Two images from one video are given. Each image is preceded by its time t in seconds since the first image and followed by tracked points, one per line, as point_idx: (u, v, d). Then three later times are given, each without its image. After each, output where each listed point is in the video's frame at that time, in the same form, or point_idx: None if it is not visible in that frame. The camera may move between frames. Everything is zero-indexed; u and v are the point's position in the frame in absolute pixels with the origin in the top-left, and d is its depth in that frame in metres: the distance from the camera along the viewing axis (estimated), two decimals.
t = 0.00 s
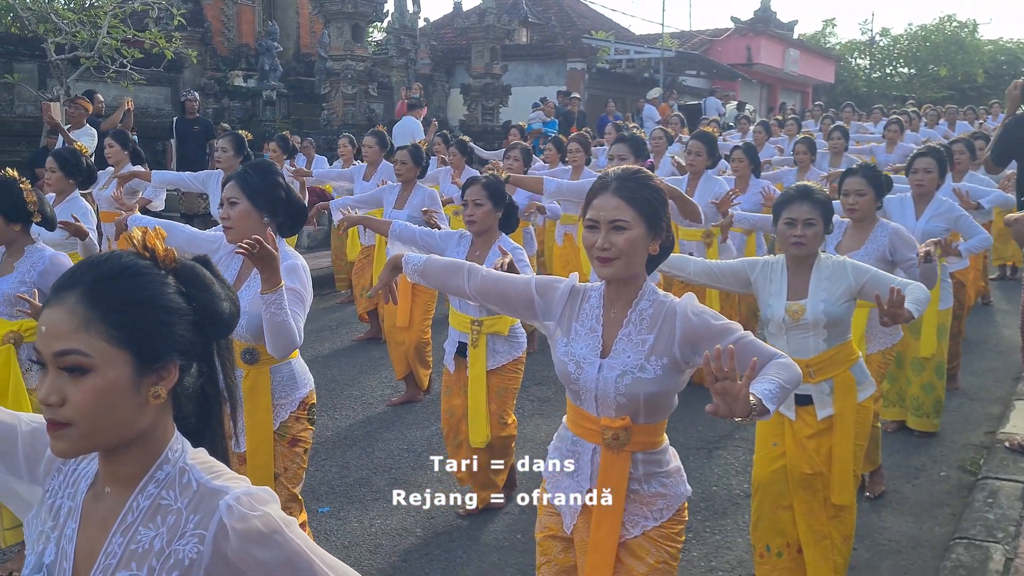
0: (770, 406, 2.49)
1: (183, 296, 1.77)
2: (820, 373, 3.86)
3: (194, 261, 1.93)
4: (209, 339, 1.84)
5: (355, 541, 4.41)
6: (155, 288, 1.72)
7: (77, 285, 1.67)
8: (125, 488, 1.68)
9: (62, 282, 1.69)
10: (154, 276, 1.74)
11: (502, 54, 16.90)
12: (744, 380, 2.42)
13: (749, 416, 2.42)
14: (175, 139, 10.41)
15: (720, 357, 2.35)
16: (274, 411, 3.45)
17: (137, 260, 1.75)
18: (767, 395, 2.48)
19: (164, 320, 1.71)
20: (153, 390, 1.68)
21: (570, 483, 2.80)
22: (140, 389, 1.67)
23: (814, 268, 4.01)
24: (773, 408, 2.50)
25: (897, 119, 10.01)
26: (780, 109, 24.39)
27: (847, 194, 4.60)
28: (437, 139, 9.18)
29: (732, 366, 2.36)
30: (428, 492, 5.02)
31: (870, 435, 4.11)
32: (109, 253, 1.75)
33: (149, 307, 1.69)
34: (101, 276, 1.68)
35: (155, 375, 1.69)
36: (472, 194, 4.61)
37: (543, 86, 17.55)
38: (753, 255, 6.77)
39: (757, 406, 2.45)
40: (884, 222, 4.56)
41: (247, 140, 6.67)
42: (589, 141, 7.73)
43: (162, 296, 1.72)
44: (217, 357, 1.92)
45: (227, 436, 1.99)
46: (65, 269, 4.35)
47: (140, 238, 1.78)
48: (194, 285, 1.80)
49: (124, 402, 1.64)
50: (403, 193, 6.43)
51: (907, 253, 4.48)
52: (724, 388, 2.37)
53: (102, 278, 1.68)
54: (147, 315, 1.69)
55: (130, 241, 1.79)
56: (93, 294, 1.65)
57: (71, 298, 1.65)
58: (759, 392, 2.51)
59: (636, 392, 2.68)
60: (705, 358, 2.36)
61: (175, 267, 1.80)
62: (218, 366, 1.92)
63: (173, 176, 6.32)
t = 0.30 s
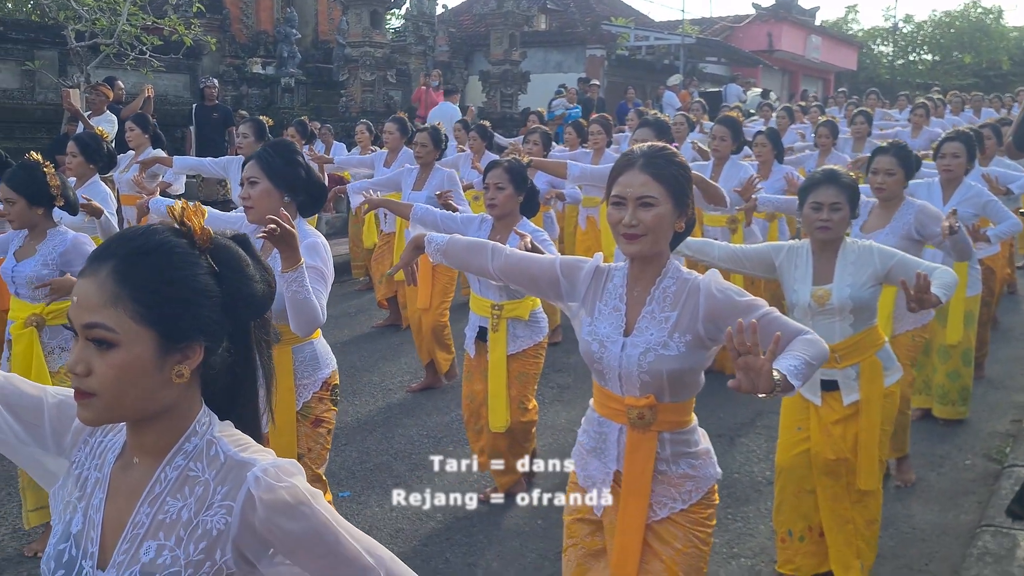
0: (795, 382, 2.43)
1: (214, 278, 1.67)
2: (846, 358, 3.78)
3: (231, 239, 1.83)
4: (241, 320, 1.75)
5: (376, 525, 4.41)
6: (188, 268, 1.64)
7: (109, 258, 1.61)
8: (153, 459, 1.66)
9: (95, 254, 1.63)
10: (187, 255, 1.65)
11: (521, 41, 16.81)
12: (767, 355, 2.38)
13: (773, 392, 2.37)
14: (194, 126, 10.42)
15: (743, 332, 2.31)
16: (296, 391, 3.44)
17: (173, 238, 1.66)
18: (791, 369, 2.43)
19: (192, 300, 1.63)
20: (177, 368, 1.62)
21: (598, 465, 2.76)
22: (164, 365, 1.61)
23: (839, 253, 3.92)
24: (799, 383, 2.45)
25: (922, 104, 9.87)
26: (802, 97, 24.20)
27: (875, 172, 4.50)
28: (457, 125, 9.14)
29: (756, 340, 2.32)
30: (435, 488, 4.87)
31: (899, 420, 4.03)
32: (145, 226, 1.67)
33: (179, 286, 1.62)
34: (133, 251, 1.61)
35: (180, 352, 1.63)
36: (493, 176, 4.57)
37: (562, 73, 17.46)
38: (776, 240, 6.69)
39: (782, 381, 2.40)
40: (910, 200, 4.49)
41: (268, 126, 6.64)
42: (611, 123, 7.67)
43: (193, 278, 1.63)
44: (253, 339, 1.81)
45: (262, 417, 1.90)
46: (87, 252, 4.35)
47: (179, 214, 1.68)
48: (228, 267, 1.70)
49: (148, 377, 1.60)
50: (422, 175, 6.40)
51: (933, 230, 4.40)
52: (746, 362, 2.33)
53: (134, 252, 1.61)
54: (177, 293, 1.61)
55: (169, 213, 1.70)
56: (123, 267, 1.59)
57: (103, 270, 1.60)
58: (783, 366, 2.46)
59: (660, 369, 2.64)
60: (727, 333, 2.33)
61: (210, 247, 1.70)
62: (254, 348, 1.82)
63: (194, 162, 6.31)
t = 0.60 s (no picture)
0: (825, 354, 2.41)
1: (253, 250, 1.68)
2: (877, 343, 3.73)
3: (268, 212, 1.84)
4: (278, 293, 1.75)
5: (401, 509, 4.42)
6: (227, 239, 1.64)
7: (150, 227, 1.62)
8: (192, 426, 1.67)
9: (135, 225, 1.64)
10: (225, 226, 1.65)
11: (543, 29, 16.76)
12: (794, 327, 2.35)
13: (802, 365, 2.35)
14: (218, 114, 10.47)
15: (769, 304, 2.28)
16: (325, 371, 3.45)
17: (213, 210, 1.67)
18: (820, 342, 2.41)
19: (230, 271, 1.63)
20: (215, 338, 1.63)
21: (631, 447, 2.76)
22: (202, 334, 1.62)
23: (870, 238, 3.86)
24: (829, 355, 2.42)
25: (951, 89, 9.74)
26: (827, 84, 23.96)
27: (908, 153, 4.47)
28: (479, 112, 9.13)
29: (781, 312, 2.30)
30: (459, 473, 4.88)
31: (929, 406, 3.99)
32: (185, 198, 1.68)
33: (217, 256, 1.62)
34: (173, 222, 1.62)
35: (217, 323, 1.63)
36: (519, 161, 4.56)
37: (584, 61, 17.38)
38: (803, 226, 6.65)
39: (810, 354, 2.37)
40: (942, 181, 4.46)
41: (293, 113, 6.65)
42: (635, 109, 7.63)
43: (231, 249, 1.64)
44: (289, 311, 1.82)
45: (297, 389, 1.91)
46: (116, 237, 4.39)
47: (219, 185, 1.68)
48: (266, 239, 1.71)
49: (187, 345, 1.60)
50: (446, 160, 6.41)
51: (965, 211, 4.36)
52: (773, 335, 2.31)
53: (174, 222, 1.62)
54: (216, 264, 1.62)
55: (208, 185, 1.70)
56: (164, 237, 1.60)
57: (144, 240, 1.60)
58: (812, 339, 2.44)
59: (687, 346, 2.62)
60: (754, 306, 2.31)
61: (249, 219, 1.70)
62: (290, 319, 1.82)
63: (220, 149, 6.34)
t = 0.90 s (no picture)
0: (860, 333, 2.37)
1: (297, 230, 1.67)
2: (913, 332, 3.65)
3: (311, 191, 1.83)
4: (320, 273, 1.74)
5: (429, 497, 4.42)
6: (272, 218, 1.63)
7: (196, 205, 1.61)
8: (236, 406, 1.66)
9: (180, 202, 1.63)
10: (269, 205, 1.64)
11: (567, 20, 16.68)
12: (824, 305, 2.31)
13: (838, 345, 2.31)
14: (244, 107, 10.51)
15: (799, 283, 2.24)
16: (355, 357, 3.45)
17: (257, 188, 1.65)
18: (855, 322, 2.37)
19: (274, 249, 1.63)
20: (260, 318, 1.62)
21: (670, 435, 2.73)
22: (248, 314, 1.61)
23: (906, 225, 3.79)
24: (864, 334, 2.38)
25: (985, 77, 9.59)
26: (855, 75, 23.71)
27: (944, 139, 4.36)
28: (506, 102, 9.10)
29: (812, 292, 2.26)
30: (487, 463, 4.87)
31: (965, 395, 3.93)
32: (231, 177, 1.67)
33: (262, 235, 1.61)
34: (220, 201, 1.61)
35: (262, 302, 1.62)
36: (548, 148, 4.53)
37: (609, 52, 17.29)
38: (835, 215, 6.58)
39: (844, 333, 2.33)
40: (978, 167, 4.40)
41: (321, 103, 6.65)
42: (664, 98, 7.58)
43: (276, 229, 1.63)
44: (330, 291, 1.81)
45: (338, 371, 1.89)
46: (147, 225, 4.41)
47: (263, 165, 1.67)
48: (310, 219, 1.69)
49: (233, 324, 1.59)
50: (475, 149, 6.39)
51: (1002, 197, 4.29)
52: (807, 314, 2.27)
53: (221, 201, 1.61)
54: (260, 242, 1.61)
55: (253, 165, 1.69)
56: (210, 216, 1.59)
57: (190, 219, 1.59)
58: (846, 319, 2.40)
59: (718, 328, 2.58)
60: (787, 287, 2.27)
61: (293, 198, 1.69)
62: (331, 300, 1.81)
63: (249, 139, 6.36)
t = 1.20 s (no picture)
0: (902, 314, 2.34)
1: (344, 205, 1.67)
2: (954, 318, 3.60)
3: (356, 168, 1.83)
4: (365, 250, 1.75)
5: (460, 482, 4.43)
6: (318, 193, 1.64)
7: (244, 180, 1.62)
8: (282, 381, 1.67)
9: (227, 178, 1.64)
10: (317, 180, 1.65)
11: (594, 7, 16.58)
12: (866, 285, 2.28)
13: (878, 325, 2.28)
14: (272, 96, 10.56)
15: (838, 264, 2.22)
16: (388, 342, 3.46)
17: (305, 164, 1.66)
18: (897, 302, 2.34)
19: (321, 225, 1.63)
20: (307, 293, 1.63)
21: (714, 422, 2.72)
22: (295, 289, 1.62)
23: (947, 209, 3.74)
24: (906, 316, 2.35)
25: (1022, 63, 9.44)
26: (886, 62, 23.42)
27: (985, 121, 4.31)
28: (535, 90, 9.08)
29: (852, 273, 2.23)
30: (517, 449, 4.87)
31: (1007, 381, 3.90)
32: (278, 153, 1.67)
33: (309, 210, 1.62)
34: (268, 175, 1.61)
35: (310, 277, 1.63)
36: (580, 133, 4.51)
37: (636, 40, 17.19)
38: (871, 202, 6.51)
39: (885, 314, 2.30)
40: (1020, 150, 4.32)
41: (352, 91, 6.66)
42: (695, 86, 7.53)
43: (324, 203, 1.63)
44: (376, 267, 1.81)
45: (381, 350, 1.90)
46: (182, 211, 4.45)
47: (309, 141, 1.68)
48: (355, 194, 1.70)
49: (280, 298, 1.60)
50: (506, 136, 6.38)
51: None
52: (847, 294, 2.24)
53: (269, 176, 1.61)
54: (307, 217, 1.62)
55: (300, 141, 1.70)
56: (258, 190, 1.59)
57: (239, 193, 1.60)
58: (888, 300, 2.37)
59: (755, 311, 2.56)
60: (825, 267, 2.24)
61: (340, 173, 1.69)
62: (376, 277, 1.82)
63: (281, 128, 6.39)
